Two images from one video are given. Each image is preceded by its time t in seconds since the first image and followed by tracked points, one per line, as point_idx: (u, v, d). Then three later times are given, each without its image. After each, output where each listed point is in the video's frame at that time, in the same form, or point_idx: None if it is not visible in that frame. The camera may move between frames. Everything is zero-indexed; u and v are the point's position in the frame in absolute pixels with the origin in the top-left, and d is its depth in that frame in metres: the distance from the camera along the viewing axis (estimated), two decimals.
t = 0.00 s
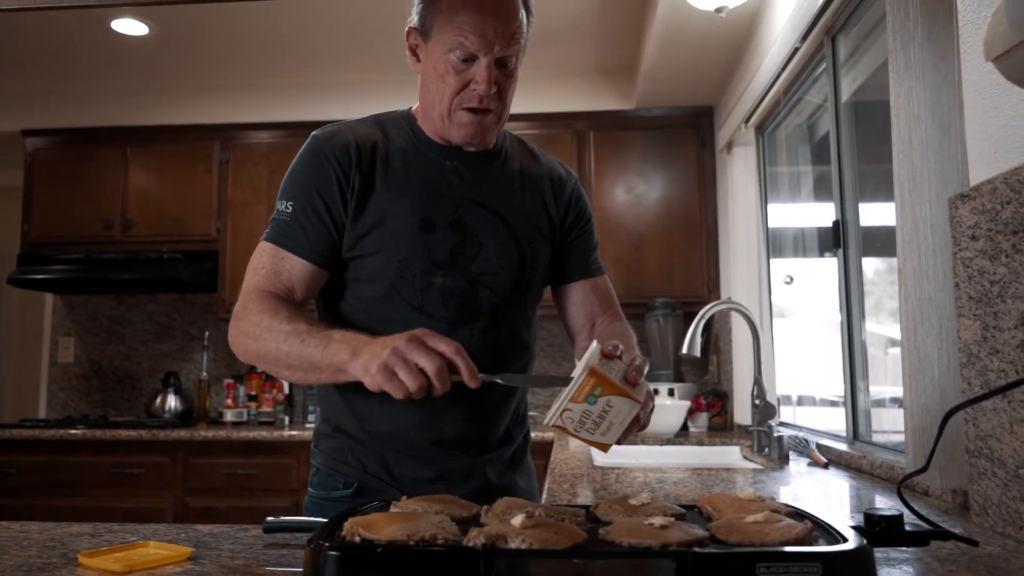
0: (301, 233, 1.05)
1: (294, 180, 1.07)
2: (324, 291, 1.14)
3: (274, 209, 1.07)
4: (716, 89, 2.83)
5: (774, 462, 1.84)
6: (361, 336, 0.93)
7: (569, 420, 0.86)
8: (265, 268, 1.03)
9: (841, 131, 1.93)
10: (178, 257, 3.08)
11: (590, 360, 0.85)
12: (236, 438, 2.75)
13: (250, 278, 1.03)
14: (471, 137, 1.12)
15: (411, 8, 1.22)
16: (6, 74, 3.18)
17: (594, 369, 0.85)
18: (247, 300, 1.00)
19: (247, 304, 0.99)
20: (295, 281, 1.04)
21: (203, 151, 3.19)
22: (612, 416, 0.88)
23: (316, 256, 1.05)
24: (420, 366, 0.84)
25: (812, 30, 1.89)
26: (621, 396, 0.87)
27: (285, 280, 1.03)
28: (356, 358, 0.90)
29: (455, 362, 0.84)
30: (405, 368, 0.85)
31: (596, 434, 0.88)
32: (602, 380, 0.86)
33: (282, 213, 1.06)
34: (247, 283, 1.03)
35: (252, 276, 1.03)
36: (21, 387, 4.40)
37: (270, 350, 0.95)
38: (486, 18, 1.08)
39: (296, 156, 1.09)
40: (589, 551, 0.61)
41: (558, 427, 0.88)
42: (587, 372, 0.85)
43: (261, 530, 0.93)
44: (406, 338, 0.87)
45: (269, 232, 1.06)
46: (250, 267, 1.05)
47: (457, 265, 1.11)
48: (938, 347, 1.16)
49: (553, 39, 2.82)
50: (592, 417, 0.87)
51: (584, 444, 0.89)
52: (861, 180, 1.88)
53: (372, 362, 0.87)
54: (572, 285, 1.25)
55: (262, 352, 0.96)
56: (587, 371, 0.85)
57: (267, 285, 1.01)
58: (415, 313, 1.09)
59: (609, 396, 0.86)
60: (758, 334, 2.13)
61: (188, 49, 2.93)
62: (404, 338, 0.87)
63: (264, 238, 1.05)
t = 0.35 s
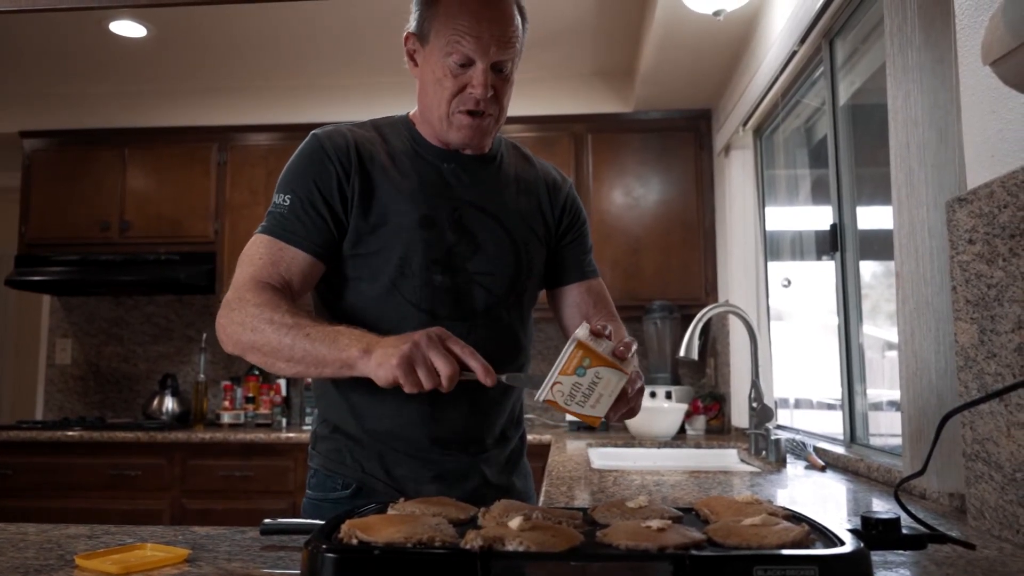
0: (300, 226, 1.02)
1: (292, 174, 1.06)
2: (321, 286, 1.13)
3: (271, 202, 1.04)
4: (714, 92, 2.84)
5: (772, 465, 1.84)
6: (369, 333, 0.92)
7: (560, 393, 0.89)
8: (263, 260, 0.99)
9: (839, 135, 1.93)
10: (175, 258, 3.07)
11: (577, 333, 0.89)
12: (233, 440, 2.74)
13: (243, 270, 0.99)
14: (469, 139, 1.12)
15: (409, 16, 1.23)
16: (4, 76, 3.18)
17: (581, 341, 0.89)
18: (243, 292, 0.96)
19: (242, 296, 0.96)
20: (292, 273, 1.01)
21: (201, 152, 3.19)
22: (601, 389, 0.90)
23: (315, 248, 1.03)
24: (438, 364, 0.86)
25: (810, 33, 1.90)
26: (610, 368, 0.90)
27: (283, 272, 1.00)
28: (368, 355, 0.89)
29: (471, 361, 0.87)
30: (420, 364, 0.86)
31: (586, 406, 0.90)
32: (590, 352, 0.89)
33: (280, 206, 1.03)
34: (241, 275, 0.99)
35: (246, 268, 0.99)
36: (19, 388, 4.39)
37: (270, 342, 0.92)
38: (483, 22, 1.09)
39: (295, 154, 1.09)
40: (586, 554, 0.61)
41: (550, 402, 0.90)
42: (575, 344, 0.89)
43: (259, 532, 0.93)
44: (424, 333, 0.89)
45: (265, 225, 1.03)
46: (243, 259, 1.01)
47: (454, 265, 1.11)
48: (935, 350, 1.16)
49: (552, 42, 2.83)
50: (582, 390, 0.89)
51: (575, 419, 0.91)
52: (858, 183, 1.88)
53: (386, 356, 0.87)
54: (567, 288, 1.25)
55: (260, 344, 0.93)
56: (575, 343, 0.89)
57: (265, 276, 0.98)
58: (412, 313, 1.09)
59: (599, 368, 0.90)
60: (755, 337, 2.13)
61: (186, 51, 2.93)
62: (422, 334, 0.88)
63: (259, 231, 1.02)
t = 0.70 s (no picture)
0: (304, 230, 1.04)
1: (296, 179, 1.07)
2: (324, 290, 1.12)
3: (277, 207, 1.06)
4: (714, 93, 2.84)
5: (771, 467, 1.85)
6: (384, 324, 0.93)
7: (572, 382, 0.88)
8: (272, 265, 1.01)
9: (839, 136, 1.93)
10: (175, 259, 3.07)
11: (592, 321, 0.87)
12: (233, 440, 2.74)
13: (255, 277, 1.01)
14: (468, 144, 1.12)
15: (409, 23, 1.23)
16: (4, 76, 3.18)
17: (596, 330, 0.87)
18: (256, 299, 0.98)
19: (255, 303, 0.97)
20: (303, 273, 1.03)
21: (201, 153, 3.19)
22: (612, 378, 0.90)
23: (323, 251, 1.05)
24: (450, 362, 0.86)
25: (810, 35, 1.90)
26: (623, 357, 0.89)
27: (294, 273, 1.03)
28: (385, 350, 0.90)
29: (478, 354, 0.85)
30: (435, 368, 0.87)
31: (597, 395, 0.90)
32: (605, 341, 0.88)
33: (286, 211, 1.05)
34: (253, 282, 1.01)
35: (257, 275, 1.01)
36: (18, 388, 4.39)
37: (289, 346, 0.94)
38: (482, 28, 1.08)
39: (296, 157, 1.09)
40: (585, 555, 0.61)
41: (560, 389, 0.89)
42: (591, 333, 0.87)
43: (258, 532, 0.93)
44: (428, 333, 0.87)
45: (272, 230, 1.05)
46: (254, 266, 1.03)
47: (453, 265, 1.11)
48: (935, 352, 1.16)
49: (552, 43, 2.83)
50: (593, 378, 0.89)
51: (584, 408, 0.91)
52: (858, 185, 1.88)
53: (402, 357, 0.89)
54: (560, 291, 1.24)
55: (280, 348, 0.95)
56: (592, 333, 0.87)
57: (275, 281, 1.00)
58: (411, 313, 1.10)
59: (612, 357, 0.89)
60: (755, 338, 2.13)
61: (186, 51, 2.93)
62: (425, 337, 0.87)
63: (267, 237, 1.04)
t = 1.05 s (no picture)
0: (306, 235, 1.04)
1: (299, 185, 1.07)
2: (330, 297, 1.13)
3: (282, 214, 1.07)
4: (715, 93, 2.84)
5: (772, 466, 1.85)
6: (385, 343, 0.92)
7: (580, 390, 0.88)
8: (279, 276, 1.02)
9: (840, 135, 1.93)
10: (176, 258, 3.08)
11: (618, 339, 0.87)
12: (234, 440, 2.74)
13: (263, 289, 1.02)
14: (469, 141, 1.12)
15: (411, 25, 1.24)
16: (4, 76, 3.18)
17: (619, 349, 0.87)
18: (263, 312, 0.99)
19: (264, 314, 0.99)
20: (308, 281, 1.04)
21: (201, 152, 3.19)
22: (618, 396, 0.91)
23: (327, 258, 1.06)
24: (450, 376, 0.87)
25: (811, 34, 1.90)
26: (634, 380, 0.90)
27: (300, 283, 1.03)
28: (386, 372, 0.91)
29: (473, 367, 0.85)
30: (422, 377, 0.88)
31: (600, 409, 0.91)
32: (625, 362, 0.88)
33: (290, 219, 1.05)
34: (262, 292, 1.02)
35: (265, 285, 1.02)
36: (18, 387, 4.39)
37: (297, 358, 0.95)
38: (483, 27, 1.09)
39: (299, 163, 1.10)
40: (586, 554, 0.61)
41: (567, 393, 0.89)
42: (614, 350, 0.87)
43: (259, 532, 0.93)
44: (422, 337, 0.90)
45: (277, 237, 1.06)
46: (261, 276, 1.04)
47: (454, 266, 1.11)
48: (936, 352, 1.16)
49: (553, 43, 2.83)
50: (602, 393, 0.89)
51: (582, 415, 0.91)
52: (859, 185, 1.89)
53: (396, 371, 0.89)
54: (558, 292, 1.24)
55: (289, 359, 0.96)
56: (615, 351, 0.87)
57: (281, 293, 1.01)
58: (412, 314, 1.09)
59: (625, 377, 0.89)
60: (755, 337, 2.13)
61: (186, 51, 2.93)
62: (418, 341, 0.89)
63: (272, 245, 1.05)
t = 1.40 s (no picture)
0: (306, 236, 1.05)
1: (299, 186, 1.07)
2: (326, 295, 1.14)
3: (281, 214, 1.07)
4: (715, 92, 2.84)
5: (772, 466, 1.85)
6: (368, 350, 0.93)
7: (606, 380, 0.87)
8: (274, 275, 1.04)
9: (840, 135, 1.94)
10: (176, 258, 3.08)
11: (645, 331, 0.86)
12: (234, 439, 2.74)
13: (258, 285, 1.04)
14: (470, 142, 1.12)
15: (414, 24, 1.24)
16: (5, 77, 3.18)
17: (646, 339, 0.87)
18: (256, 306, 1.01)
19: (257, 310, 1.01)
20: (301, 283, 1.06)
21: (201, 152, 3.19)
22: (642, 387, 0.90)
23: (322, 259, 1.07)
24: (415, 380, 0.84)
25: (811, 34, 1.90)
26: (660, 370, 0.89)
27: (293, 284, 1.05)
28: (362, 375, 0.91)
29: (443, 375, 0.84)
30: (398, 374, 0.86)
31: (626, 399, 0.89)
32: (650, 353, 0.87)
33: (288, 218, 1.06)
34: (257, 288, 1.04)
35: (260, 283, 1.04)
36: (18, 387, 4.39)
37: (283, 357, 0.96)
38: (484, 27, 1.09)
39: (299, 164, 1.10)
40: (586, 552, 0.61)
41: (592, 382, 0.88)
42: (641, 341, 0.86)
43: (260, 531, 0.93)
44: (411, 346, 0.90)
45: (275, 236, 1.07)
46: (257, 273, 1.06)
47: (454, 266, 1.11)
48: (936, 351, 1.16)
49: (553, 41, 2.82)
50: (628, 383, 0.88)
51: (609, 406, 0.90)
52: (859, 184, 1.89)
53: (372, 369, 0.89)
54: (558, 291, 1.24)
55: (275, 357, 0.97)
56: (642, 341, 0.86)
57: (276, 291, 1.03)
58: (413, 314, 1.10)
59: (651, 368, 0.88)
60: (756, 336, 2.13)
61: (187, 51, 2.93)
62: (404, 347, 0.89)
63: (270, 244, 1.06)
